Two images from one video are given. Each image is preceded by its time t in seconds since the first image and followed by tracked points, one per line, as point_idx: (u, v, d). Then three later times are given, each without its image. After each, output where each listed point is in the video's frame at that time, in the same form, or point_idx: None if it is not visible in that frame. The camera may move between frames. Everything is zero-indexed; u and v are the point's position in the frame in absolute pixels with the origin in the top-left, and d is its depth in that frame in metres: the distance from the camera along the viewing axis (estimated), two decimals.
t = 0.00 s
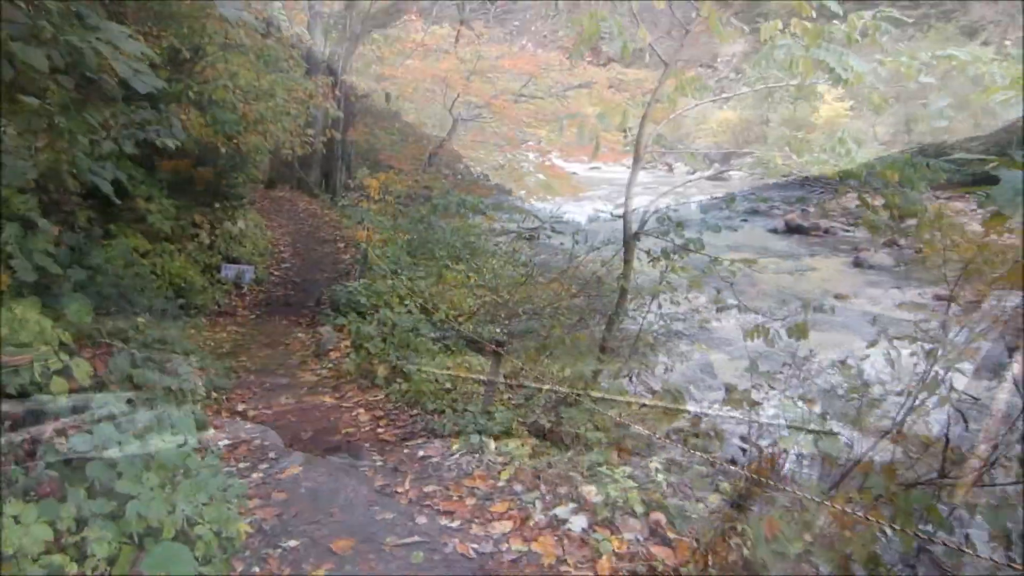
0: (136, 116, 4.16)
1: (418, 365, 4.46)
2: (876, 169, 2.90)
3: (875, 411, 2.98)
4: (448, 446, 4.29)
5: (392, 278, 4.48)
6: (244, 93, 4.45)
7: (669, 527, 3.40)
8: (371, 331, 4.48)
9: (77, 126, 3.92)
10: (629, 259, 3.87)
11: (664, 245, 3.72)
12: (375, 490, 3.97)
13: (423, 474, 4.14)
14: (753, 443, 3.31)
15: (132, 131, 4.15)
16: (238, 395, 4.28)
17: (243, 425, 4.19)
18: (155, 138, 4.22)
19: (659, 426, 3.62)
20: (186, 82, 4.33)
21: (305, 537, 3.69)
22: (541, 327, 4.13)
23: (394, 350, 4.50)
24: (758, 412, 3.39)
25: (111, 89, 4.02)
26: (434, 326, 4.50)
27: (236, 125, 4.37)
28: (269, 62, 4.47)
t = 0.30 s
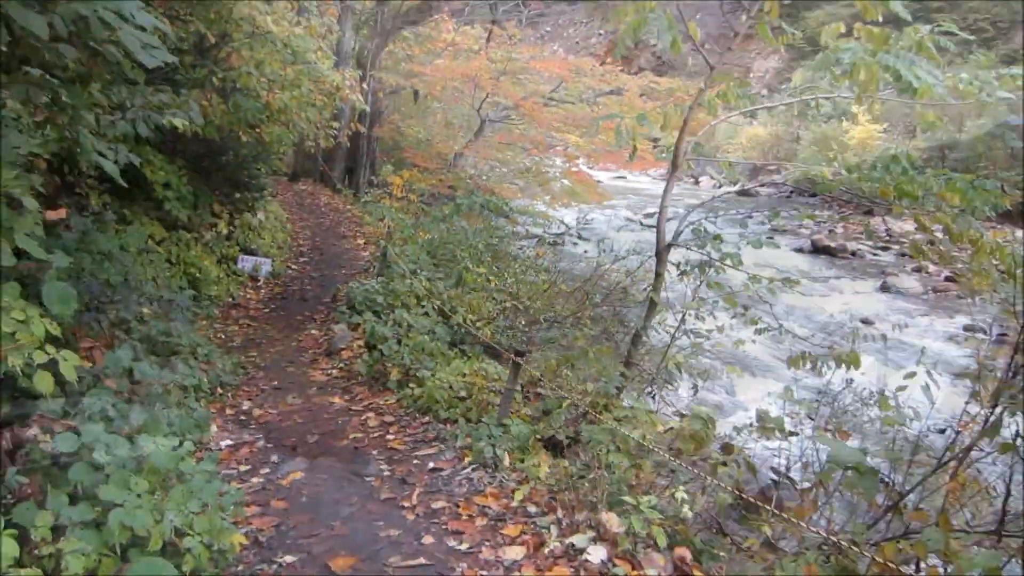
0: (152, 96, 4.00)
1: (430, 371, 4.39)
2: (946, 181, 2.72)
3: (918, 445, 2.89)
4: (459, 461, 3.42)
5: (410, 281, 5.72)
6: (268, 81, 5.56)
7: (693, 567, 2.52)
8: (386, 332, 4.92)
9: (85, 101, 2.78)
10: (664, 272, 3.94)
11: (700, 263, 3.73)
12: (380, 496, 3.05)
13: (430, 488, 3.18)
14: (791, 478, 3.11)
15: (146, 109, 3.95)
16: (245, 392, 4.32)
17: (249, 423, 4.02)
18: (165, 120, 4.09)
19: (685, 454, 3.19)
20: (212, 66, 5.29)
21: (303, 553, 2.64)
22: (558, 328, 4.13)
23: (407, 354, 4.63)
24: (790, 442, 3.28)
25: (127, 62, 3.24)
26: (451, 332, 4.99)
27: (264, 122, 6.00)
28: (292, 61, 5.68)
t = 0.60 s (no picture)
0: (159, 93, 3.75)
1: (455, 377, 4.10)
2: None
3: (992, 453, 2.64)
4: (489, 478, 3.13)
5: (430, 281, 5.43)
6: (281, 77, 5.30)
7: None
8: (407, 336, 4.62)
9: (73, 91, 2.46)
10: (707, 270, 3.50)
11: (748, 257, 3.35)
12: (405, 520, 2.77)
13: (459, 509, 2.90)
14: (856, 492, 2.79)
15: (152, 107, 3.69)
16: (260, 403, 4.09)
17: (264, 435, 3.78)
18: (171, 116, 3.82)
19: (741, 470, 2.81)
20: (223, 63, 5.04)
21: None
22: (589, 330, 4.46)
23: (429, 358, 4.36)
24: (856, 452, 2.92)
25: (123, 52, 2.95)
26: (475, 335, 4.71)
27: (277, 120, 5.78)
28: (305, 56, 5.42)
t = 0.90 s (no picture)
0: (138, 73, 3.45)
1: (457, 376, 3.85)
2: None
3: None
4: (493, 489, 2.89)
5: (432, 271, 5.14)
6: (275, 58, 4.95)
7: None
8: (406, 331, 4.35)
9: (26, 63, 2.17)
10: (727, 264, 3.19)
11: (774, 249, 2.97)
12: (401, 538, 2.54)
13: (460, 526, 2.66)
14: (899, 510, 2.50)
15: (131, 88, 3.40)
16: (251, 402, 3.86)
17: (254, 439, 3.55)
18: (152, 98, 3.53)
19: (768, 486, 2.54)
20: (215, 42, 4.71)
21: None
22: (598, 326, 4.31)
23: (430, 355, 4.10)
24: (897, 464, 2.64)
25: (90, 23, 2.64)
26: (478, 329, 4.45)
27: (271, 102, 5.49)
28: (303, 37, 5.13)
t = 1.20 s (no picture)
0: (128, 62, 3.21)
1: (465, 384, 3.59)
2: None
3: None
4: (501, 512, 2.64)
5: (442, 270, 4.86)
6: (279, 47, 4.70)
7: None
8: (413, 335, 4.09)
9: None
10: (758, 265, 2.87)
11: (812, 248, 2.62)
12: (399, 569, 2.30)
13: (464, 555, 2.41)
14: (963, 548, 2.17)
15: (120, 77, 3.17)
16: (248, 409, 3.64)
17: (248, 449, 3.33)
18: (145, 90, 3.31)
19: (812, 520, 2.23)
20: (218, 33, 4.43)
21: None
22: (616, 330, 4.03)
23: (437, 360, 3.84)
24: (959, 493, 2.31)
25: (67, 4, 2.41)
26: (489, 333, 4.18)
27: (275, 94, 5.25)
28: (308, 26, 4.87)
